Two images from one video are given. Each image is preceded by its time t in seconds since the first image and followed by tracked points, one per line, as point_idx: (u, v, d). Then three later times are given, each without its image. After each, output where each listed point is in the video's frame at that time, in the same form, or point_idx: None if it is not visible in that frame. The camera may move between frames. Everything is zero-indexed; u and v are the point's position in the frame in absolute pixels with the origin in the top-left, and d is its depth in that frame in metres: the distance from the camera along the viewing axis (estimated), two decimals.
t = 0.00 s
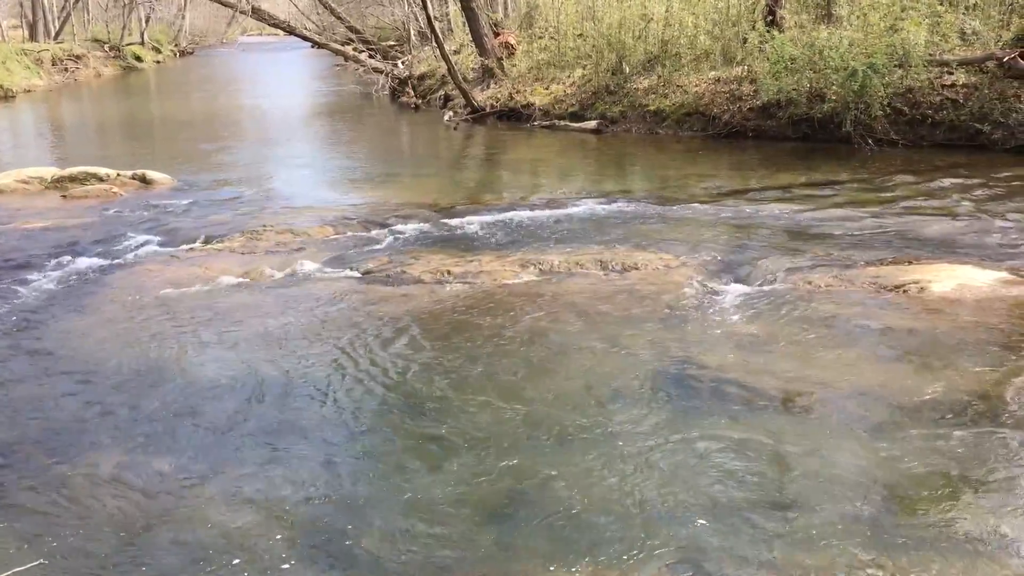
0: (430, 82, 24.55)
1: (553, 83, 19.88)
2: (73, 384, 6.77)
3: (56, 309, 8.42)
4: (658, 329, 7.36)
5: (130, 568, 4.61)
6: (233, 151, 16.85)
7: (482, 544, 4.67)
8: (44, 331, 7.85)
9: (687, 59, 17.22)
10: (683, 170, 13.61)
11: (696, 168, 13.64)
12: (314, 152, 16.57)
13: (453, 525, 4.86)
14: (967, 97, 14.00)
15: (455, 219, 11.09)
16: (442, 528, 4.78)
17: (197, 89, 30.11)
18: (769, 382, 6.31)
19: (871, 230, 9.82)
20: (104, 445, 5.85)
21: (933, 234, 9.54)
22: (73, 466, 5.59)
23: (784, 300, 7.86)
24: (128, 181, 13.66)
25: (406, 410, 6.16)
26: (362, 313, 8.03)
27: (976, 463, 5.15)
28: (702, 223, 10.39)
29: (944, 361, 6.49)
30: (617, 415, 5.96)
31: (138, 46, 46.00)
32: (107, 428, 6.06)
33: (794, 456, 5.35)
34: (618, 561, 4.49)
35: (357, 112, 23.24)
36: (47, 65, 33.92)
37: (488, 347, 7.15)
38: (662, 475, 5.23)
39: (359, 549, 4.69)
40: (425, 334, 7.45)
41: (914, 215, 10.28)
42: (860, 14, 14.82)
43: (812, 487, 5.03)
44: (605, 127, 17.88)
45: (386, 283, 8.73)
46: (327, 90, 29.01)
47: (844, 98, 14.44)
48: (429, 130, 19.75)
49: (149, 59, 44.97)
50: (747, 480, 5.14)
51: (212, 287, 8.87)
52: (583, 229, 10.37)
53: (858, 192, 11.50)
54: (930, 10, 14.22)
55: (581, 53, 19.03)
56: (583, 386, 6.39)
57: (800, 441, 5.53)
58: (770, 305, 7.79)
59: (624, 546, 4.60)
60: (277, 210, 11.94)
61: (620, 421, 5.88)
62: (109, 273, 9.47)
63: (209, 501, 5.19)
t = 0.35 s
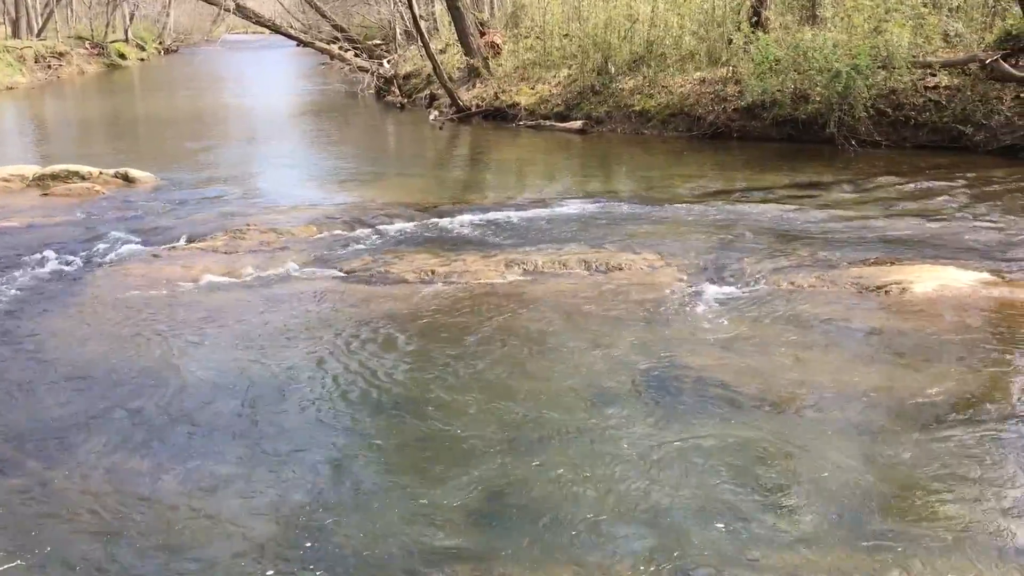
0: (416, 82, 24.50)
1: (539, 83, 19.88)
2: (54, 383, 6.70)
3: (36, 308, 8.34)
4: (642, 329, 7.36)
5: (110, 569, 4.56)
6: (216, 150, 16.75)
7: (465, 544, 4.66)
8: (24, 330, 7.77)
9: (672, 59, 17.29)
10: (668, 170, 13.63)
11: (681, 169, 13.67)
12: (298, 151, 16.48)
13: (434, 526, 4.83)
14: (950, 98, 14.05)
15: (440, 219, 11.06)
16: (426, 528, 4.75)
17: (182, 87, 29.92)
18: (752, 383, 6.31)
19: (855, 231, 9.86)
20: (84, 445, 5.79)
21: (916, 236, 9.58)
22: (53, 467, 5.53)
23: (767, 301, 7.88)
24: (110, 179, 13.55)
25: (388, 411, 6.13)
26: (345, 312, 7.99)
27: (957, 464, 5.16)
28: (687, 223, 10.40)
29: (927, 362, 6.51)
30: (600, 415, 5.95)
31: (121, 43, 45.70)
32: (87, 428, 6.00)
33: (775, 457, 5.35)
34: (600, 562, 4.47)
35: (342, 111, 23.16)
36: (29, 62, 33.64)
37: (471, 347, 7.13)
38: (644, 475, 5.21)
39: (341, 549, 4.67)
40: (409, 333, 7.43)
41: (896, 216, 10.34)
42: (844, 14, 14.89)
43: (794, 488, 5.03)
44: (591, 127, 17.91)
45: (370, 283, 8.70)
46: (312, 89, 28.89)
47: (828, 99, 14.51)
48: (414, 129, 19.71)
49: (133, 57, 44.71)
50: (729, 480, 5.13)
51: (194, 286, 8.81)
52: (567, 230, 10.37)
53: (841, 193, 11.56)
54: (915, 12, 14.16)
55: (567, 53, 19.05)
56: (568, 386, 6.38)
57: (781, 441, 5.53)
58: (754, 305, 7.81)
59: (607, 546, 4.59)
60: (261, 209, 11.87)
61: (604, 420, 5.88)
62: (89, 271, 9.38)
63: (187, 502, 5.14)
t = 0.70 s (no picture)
0: (375, 82, 24.41)
1: (499, 83, 19.91)
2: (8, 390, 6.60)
3: None
4: (603, 327, 7.41)
5: None
6: (173, 151, 16.57)
7: (426, 546, 4.66)
8: None
9: (631, 59, 17.44)
10: (628, 169, 13.73)
11: (640, 168, 13.78)
12: (256, 152, 16.37)
13: (400, 529, 4.82)
14: (902, 97, 14.32)
15: (401, 220, 11.05)
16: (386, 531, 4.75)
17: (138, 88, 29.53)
18: (713, 379, 6.38)
19: (811, 228, 10.01)
20: (40, 453, 5.70)
21: (870, 232, 9.75)
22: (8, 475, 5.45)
23: (726, 298, 7.97)
24: (64, 181, 13.36)
25: (351, 413, 6.11)
26: (305, 314, 7.95)
27: (914, 457, 5.26)
28: (646, 222, 10.49)
29: (881, 356, 6.63)
30: (563, 414, 5.98)
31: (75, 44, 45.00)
32: (43, 436, 5.91)
33: (735, 453, 5.41)
34: (567, 562, 4.49)
35: (300, 112, 22.99)
36: None
37: (432, 348, 7.12)
38: (608, 474, 5.25)
39: (301, 554, 4.65)
40: (371, 335, 7.41)
41: (851, 213, 10.51)
42: (798, 15, 15.13)
43: (757, 483, 5.09)
44: (551, 127, 17.97)
45: (330, 285, 8.66)
46: (271, 89, 28.67)
47: (783, 98, 14.66)
48: (374, 129, 19.63)
49: (88, 57, 44.07)
50: (693, 477, 5.18)
51: (151, 290, 8.71)
52: (528, 229, 10.41)
53: (798, 191, 11.73)
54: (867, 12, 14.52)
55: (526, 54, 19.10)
56: (529, 386, 6.40)
57: (742, 437, 5.60)
58: (712, 302, 7.90)
59: (567, 546, 4.61)
60: (219, 210, 11.77)
61: (565, 420, 5.91)
62: (43, 276, 9.24)
63: (147, 510, 5.07)
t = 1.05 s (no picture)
0: (311, 85, 24.20)
1: (436, 86, 19.89)
2: None
3: None
4: (544, 328, 7.46)
5: None
6: (103, 157, 16.20)
7: (371, 553, 4.64)
8: None
9: (567, 62, 17.43)
10: (566, 171, 13.84)
11: (578, 170, 13.89)
12: (190, 157, 16.09)
13: (345, 535, 4.79)
14: (831, 99, 14.68)
15: (340, 224, 10.99)
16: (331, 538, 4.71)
17: (64, 92, 28.79)
18: (653, 377, 6.48)
19: (744, 227, 10.22)
20: None
21: (801, 231, 9.99)
22: None
23: (664, 297, 8.09)
24: None
25: (292, 420, 6.05)
26: (244, 321, 7.84)
27: (847, 448, 5.41)
28: (585, 223, 10.59)
29: (815, 351, 6.81)
30: (505, 415, 6.02)
31: None
32: None
33: (675, 450, 5.50)
34: (511, 564, 4.51)
35: (235, 115, 22.66)
36: None
37: (373, 353, 7.09)
38: (551, 474, 5.29)
39: (245, 566, 4.59)
40: (311, 341, 7.34)
41: (784, 212, 10.75)
42: (730, 19, 15.45)
43: (697, 479, 5.18)
44: (489, 130, 18.06)
45: (269, 291, 8.55)
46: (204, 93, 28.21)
47: (717, 100, 14.91)
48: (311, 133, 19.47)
49: (11, 61, 42.86)
50: (634, 476, 5.25)
51: (82, 299, 8.50)
52: (468, 232, 10.41)
53: (732, 191, 11.95)
54: (795, 15, 14.96)
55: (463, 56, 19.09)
56: (471, 388, 6.41)
57: (681, 433, 5.69)
58: (651, 302, 8.01)
59: (512, 548, 4.64)
60: (152, 217, 11.55)
61: (508, 421, 5.93)
62: None
63: (83, 526, 4.97)
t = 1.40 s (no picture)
0: (247, 87, 23.86)
1: (375, 89, 19.78)
2: None
3: None
4: (487, 330, 7.47)
5: None
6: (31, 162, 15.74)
7: (320, 559, 4.60)
8: None
9: (507, 64, 17.55)
10: (507, 173, 13.87)
11: (519, 172, 13.93)
12: (122, 162, 15.74)
13: (293, 542, 4.75)
14: (766, 100, 14.94)
15: (280, 228, 10.84)
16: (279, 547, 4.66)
17: None
18: (596, 378, 6.52)
19: (684, 227, 10.35)
20: None
21: (740, 230, 10.16)
22: None
23: (606, 297, 8.16)
24: None
25: (235, 427, 5.97)
26: (182, 328, 7.70)
27: (787, 442, 5.52)
28: (527, 225, 10.62)
29: (753, 347, 6.94)
30: (451, 419, 5.99)
31: None
32: None
33: (622, 449, 5.54)
34: (466, 568, 4.50)
35: (169, 119, 22.20)
36: None
37: (316, 358, 7.02)
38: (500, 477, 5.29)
39: None
40: (252, 347, 7.24)
41: (722, 212, 10.92)
42: (667, 22, 15.45)
43: (644, 478, 5.22)
44: (429, 133, 18.08)
45: (207, 297, 8.40)
46: (136, 96, 27.60)
47: (655, 101, 15.11)
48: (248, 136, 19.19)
49: None
50: (581, 476, 5.27)
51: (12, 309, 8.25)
52: (409, 235, 10.36)
53: (671, 191, 12.11)
54: (728, 19, 15.11)
55: (401, 59, 18.93)
56: (416, 391, 6.39)
57: (625, 432, 5.74)
58: (593, 302, 8.07)
59: (462, 549, 4.64)
60: (84, 223, 11.26)
61: (454, 424, 5.92)
62: None
63: (19, 546, 4.81)
